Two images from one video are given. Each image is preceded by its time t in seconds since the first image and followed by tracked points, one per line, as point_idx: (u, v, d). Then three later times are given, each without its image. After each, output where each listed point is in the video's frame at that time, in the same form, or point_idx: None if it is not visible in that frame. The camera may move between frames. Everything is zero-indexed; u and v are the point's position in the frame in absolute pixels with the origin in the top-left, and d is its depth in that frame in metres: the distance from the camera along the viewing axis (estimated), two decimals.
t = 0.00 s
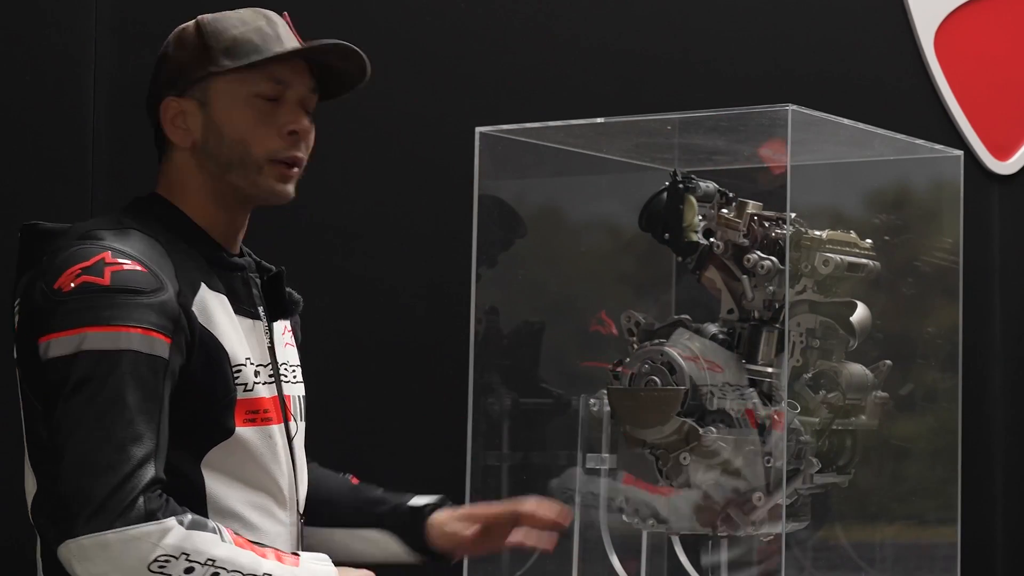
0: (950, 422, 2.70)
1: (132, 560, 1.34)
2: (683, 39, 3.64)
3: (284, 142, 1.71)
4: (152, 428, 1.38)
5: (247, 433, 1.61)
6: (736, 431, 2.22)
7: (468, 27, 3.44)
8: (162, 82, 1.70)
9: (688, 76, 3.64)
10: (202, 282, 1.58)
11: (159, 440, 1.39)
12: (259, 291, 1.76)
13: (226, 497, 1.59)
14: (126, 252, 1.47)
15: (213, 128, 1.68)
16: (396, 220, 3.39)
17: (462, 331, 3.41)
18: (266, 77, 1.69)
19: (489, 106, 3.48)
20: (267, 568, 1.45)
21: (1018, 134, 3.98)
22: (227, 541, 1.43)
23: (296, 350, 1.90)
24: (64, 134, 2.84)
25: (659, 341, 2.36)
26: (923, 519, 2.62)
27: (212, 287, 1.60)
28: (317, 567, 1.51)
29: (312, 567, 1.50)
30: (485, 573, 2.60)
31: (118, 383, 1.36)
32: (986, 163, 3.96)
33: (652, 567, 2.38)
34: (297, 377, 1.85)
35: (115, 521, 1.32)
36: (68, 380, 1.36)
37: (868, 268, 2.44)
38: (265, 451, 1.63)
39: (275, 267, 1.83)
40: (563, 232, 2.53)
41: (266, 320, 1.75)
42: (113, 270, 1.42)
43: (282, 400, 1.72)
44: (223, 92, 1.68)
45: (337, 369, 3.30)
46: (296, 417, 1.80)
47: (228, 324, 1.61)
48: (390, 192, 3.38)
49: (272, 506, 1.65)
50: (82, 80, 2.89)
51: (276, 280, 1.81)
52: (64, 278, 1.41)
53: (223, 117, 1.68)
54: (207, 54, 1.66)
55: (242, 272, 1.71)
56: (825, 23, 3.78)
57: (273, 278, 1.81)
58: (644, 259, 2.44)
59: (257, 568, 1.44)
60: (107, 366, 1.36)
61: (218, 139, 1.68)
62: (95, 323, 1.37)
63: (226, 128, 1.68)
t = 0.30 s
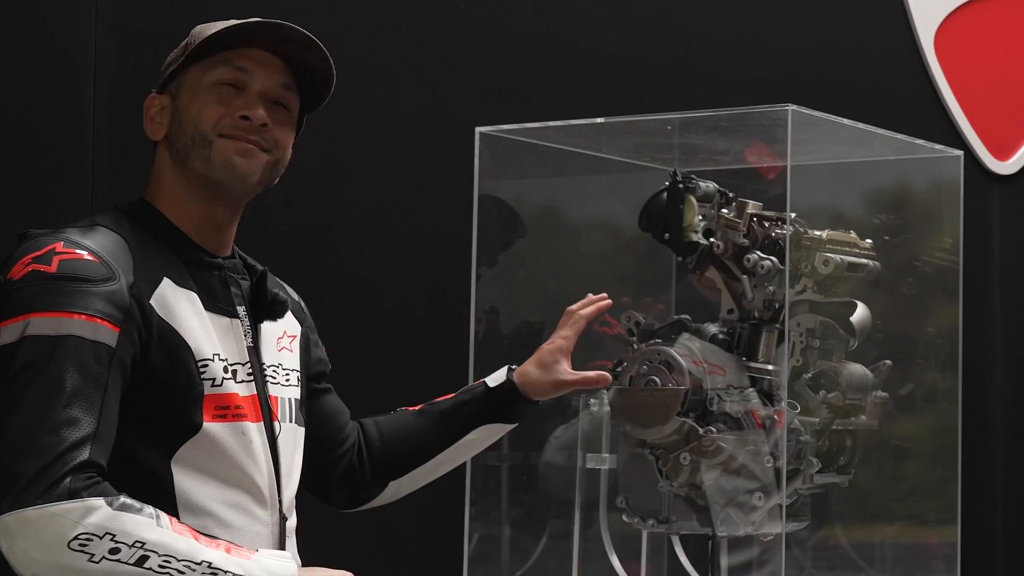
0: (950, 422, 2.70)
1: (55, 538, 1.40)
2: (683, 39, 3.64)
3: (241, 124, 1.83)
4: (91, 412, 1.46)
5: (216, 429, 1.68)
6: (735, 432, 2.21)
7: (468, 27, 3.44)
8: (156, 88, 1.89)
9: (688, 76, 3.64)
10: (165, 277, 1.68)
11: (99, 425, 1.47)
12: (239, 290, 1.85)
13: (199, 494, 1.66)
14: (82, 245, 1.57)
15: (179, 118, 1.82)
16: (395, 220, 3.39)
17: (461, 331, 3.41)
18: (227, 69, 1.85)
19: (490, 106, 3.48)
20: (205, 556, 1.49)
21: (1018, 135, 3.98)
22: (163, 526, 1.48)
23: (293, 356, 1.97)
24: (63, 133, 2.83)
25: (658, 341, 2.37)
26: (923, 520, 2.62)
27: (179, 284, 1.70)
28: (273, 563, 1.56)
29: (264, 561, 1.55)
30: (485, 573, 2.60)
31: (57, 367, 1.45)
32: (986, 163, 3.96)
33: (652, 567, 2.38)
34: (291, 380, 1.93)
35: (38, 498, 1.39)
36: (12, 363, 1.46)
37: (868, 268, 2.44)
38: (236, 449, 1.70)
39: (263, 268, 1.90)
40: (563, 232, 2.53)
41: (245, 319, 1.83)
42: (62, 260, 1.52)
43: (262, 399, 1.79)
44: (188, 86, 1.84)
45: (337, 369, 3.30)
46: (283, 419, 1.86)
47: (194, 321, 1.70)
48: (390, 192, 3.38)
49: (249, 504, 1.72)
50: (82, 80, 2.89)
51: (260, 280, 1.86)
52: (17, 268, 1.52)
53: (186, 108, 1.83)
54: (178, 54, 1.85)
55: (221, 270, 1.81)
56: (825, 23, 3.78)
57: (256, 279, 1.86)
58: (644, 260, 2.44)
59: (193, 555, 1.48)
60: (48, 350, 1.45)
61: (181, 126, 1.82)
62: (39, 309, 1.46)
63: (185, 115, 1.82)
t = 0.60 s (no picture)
0: (950, 422, 2.70)
1: (72, 544, 1.40)
2: (683, 39, 3.64)
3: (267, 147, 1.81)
4: (106, 416, 1.45)
5: (223, 430, 1.69)
6: (735, 433, 2.22)
7: (468, 27, 3.44)
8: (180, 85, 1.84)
9: (688, 76, 3.64)
10: (172, 279, 1.68)
11: (114, 428, 1.46)
12: (241, 291, 1.85)
13: (204, 494, 1.67)
14: (92, 245, 1.56)
15: (203, 129, 1.79)
16: (396, 220, 3.39)
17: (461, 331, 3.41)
18: (262, 88, 1.82)
19: (490, 106, 3.48)
20: (221, 561, 1.50)
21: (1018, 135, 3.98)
22: (179, 532, 1.48)
23: (291, 356, 1.98)
24: (63, 132, 2.84)
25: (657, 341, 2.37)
26: (923, 520, 2.62)
27: (184, 284, 1.70)
28: (284, 568, 1.56)
29: (275, 566, 1.55)
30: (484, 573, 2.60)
31: (71, 372, 1.44)
32: (986, 163, 3.96)
33: (652, 567, 2.38)
34: (290, 380, 1.93)
35: (57, 505, 1.39)
36: (25, 367, 1.45)
37: (868, 268, 2.44)
38: (242, 450, 1.71)
39: (261, 268, 1.92)
40: (563, 232, 2.53)
41: (247, 319, 1.84)
42: (73, 262, 1.51)
43: (265, 399, 1.79)
44: (217, 97, 1.81)
45: (337, 368, 3.30)
46: (283, 419, 1.87)
47: (201, 323, 1.70)
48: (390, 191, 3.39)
49: (252, 504, 1.73)
50: (82, 80, 2.89)
51: (258, 281, 1.88)
52: (26, 270, 1.51)
53: (212, 120, 1.80)
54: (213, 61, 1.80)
55: (224, 272, 1.81)
56: (825, 23, 3.78)
57: (257, 279, 1.88)
58: (645, 261, 2.44)
59: (210, 561, 1.49)
60: (62, 354, 1.44)
61: (203, 138, 1.79)
62: (52, 313, 1.45)
63: (211, 129, 1.79)
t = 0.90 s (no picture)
0: (950, 422, 2.71)
1: (121, 552, 1.32)
2: (684, 38, 3.64)
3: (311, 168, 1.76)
4: (152, 421, 1.37)
5: (246, 433, 1.66)
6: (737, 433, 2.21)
7: (468, 27, 3.44)
8: (212, 77, 1.68)
9: (688, 76, 3.64)
10: (202, 282, 1.61)
11: (157, 435, 1.39)
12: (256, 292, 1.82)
13: (225, 497, 1.64)
14: (133, 247, 1.47)
15: (250, 140, 1.69)
16: (396, 220, 3.39)
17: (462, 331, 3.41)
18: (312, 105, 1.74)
19: (490, 106, 3.48)
20: (262, 568, 1.42)
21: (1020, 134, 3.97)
22: (222, 538, 1.41)
23: (287, 357, 1.95)
24: (62, 133, 2.83)
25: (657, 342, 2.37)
26: (923, 520, 2.62)
27: (212, 288, 1.63)
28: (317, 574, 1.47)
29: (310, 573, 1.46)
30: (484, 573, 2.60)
31: (118, 376, 1.35)
32: (986, 163, 3.97)
33: (652, 566, 2.39)
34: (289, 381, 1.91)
35: (108, 511, 1.31)
36: (68, 371, 1.35)
37: (869, 268, 2.44)
38: (263, 452, 1.68)
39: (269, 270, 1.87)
40: (563, 233, 2.53)
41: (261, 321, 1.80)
42: (117, 264, 1.42)
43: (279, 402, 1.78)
44: (268, 106, 1.70)
45: (337, 368, 3.30)
46: (291, 421, 1.85)
47: (229, 326, 1.64)
48: (390, 191, 3.38)
49: (268, 507, 1.71)
50: (81, 80, 2.89)
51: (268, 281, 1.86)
52: (67, 271, 1.41)
53: (262, 132, 1.70)
54: (267, 69, 1.68)
55: (243, 273, 1.76)
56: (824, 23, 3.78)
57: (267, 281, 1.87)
58: (645, 261, 2.45)
59: (253, 567, 1.41)
60: (108, 358, 1.36)
61: (254, 152, 1.69)
62: (98, 315, 1.37)
63: (263, 143, 1.70)
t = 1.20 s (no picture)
0: (950, 421, 2.70)
1: (165, 565, 1.30)
2: (685, 39, 3.64)
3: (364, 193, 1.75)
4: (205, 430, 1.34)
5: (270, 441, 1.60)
6: (738, 433, 2.21)
7: (469, 27, 3.43)
8: (296, 98, 1.61)
9: (689, 76, 3.64)
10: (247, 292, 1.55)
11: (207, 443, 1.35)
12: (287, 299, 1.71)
13: (242, 501, 1.58)
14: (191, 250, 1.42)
15: (326, 165, 1.65)
16: (397, 220, 3.39)
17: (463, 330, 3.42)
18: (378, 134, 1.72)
19: (491, 106, 3.47)
20: None
21: (1018, 135, 4.00)
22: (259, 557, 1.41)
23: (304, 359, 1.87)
24: (59, 134, 2.82)
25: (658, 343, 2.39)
26: (923, 519, 2.62)
27: (256, 296, 1.58)
28: None
29: None
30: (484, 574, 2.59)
31: (177, 382, 1.31)
32: (987, 163, 3.97)
33: (651, 567, 2.39)
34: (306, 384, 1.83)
35: (163, 520, 1.28)
36: (124, 373, 1.30)
37: (869, 268, 2.44)
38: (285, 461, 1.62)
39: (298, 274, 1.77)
40: (563, 232, 2.53)
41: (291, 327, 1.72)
42: (179, 268, 1.37)
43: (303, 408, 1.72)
44: (345, 133, 1.65)
45: (339, 369, 3.28)
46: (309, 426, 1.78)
47: (268, 335, 1.58)
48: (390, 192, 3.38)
49: (281, 514, 1.64)
50: (80, 80, 2.87)
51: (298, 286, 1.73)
52: (128, 272, 1.35)
53: (337, 158, 1.66)
54: (349, 97, 1.64)
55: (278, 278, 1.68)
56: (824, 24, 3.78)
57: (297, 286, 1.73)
58: (644, 261, 2.47)
59: None
60: (168, 364, 1.31)
61: (327, 178, 1.66)
62: (161, 320, 1.32)
63: (337, 170, 1.66)
